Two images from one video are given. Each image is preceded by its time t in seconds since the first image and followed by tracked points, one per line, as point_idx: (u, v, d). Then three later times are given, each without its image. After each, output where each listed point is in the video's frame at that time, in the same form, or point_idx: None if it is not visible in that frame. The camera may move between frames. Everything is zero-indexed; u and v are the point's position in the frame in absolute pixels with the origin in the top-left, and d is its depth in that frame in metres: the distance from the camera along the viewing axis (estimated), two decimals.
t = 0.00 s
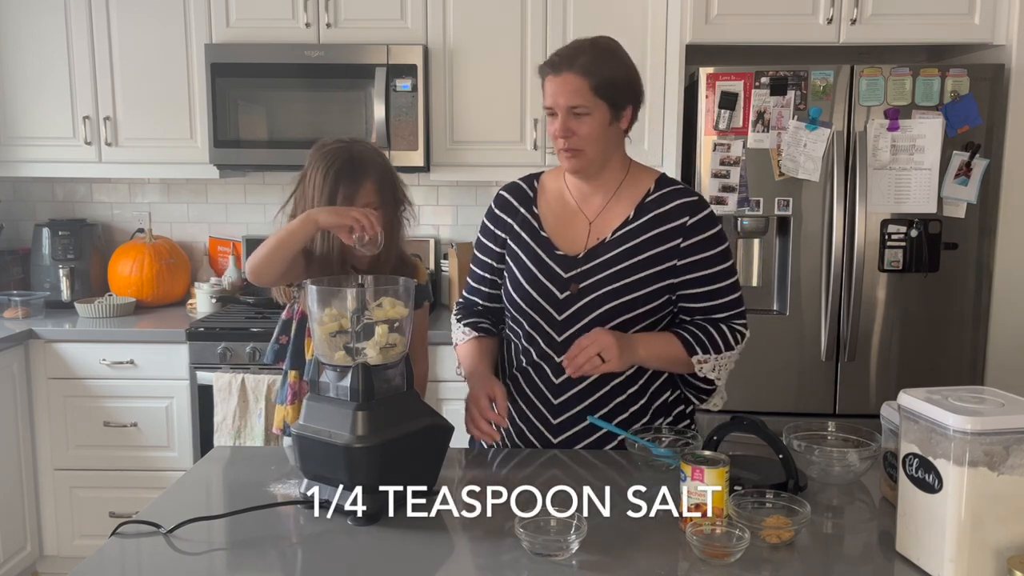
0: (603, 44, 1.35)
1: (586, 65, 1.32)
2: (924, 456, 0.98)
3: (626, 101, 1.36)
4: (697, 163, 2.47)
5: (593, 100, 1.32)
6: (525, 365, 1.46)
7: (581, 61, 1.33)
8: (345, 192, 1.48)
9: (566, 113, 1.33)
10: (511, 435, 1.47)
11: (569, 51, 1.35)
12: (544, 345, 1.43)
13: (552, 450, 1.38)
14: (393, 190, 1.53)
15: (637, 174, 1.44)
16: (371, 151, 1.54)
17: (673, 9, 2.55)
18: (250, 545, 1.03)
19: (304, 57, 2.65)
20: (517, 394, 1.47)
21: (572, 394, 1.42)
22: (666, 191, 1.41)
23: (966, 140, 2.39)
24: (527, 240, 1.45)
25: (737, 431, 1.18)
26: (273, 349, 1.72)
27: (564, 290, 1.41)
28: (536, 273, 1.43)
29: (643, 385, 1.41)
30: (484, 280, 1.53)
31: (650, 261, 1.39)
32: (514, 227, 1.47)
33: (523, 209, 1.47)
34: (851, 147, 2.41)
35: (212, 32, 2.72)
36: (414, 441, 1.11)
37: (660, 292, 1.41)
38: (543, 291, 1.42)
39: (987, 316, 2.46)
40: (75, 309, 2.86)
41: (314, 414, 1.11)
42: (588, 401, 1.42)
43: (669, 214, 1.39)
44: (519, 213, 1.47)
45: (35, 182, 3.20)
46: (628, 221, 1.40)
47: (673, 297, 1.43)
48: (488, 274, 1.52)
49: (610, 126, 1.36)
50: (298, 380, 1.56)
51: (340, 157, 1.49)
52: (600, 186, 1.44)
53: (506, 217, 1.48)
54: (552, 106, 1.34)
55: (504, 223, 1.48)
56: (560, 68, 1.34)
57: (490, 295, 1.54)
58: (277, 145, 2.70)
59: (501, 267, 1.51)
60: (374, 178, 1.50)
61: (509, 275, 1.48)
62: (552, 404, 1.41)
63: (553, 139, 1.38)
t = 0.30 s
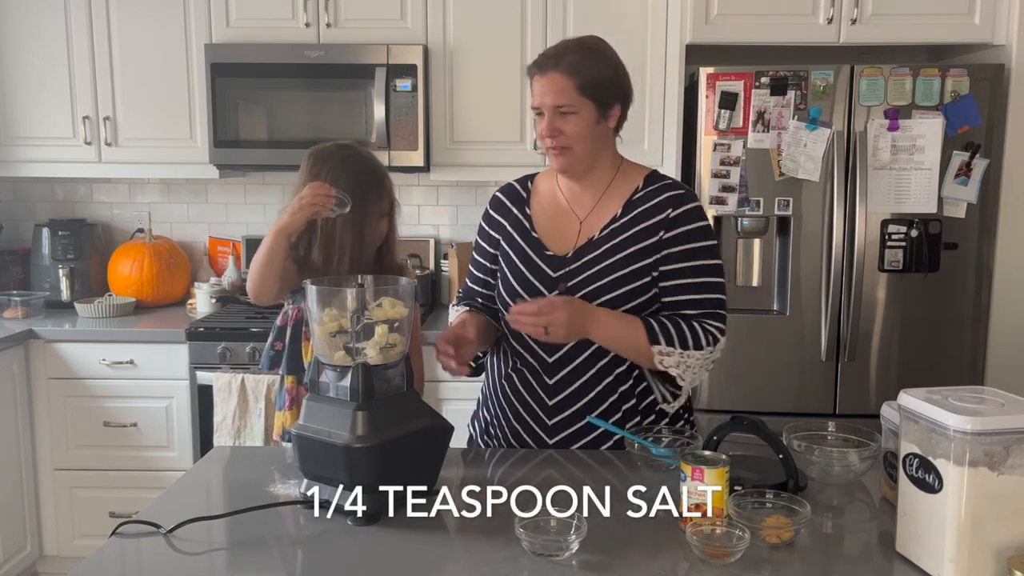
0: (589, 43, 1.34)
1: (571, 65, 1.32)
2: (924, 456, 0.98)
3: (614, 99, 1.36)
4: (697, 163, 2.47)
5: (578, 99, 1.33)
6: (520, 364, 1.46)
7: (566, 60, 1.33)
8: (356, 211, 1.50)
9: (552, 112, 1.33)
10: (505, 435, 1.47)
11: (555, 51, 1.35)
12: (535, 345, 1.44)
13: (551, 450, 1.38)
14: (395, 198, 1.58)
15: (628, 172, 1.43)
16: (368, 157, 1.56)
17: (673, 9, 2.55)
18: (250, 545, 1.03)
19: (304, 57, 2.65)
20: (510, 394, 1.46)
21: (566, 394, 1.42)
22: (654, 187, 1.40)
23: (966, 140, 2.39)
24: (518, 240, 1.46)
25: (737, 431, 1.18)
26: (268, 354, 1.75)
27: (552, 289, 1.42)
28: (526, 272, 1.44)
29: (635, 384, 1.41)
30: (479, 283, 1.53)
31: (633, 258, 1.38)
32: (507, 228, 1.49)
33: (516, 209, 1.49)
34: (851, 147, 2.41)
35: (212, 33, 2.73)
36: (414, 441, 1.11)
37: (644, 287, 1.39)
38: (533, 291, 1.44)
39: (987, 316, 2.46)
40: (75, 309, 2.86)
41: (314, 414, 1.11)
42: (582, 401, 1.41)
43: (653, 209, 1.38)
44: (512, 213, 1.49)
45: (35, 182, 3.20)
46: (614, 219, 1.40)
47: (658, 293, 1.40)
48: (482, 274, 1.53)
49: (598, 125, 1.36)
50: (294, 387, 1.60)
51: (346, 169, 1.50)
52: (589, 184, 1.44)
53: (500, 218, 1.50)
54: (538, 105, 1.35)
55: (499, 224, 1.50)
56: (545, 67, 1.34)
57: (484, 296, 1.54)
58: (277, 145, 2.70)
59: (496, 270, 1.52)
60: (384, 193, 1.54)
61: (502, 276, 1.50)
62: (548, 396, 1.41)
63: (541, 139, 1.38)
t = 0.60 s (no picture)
0: (579, 43, 1.33)
1: (561, 66, 1.32)
2: (924, 456, 0.98)
3: (605, 99, 1.35)
4: (697, 163, 2.47)
5: (567, 100, 1.32)
6: (518, 365, 1.47)
7: (556, 60, 1.32)
8: (358, 212, 1.48)
9: (542, 113, 1.33)
10: (505, 435, 1.48)
11: (546, 52, 1.35)
12: (531, 346, 1.44)
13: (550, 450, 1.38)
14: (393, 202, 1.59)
15: (621, 171, 1.42)
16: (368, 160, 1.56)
17: (673, 9, 2.55)
18: (250, 545, 1.03)
19: (304, 57, 2.65)
20: (509, 394, 1.47)
21: (563, 395, 1.42)
22: (643, 184, 1.38)
23: (966, 140, 2.39)
24: (514, 241, 1.48)
25: (736, 431, 1.18)
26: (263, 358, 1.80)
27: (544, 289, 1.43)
28: (518, 272, 1.45)
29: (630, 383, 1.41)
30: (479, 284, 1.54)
31: (615, 255, 1.37)
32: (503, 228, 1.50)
33: (513, 210, 1.50)
34: (851, 147, 2.41)
35: (212, 33, 2.73)
36: (414, 440, 1.11)
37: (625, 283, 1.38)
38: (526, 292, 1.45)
39: (987, 316, 2.46)
40: (75, 309, 2.85)
41: (314, 414, 1.11)
42: (580, 401, 1.41)
43: (634, 205, 1.36)
44: (509, 213, 1.50)
45: (35, 182, 3.20)
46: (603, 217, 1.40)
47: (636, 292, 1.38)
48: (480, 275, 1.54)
49: (589, 125, 1.36)
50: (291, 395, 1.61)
51: (347, 168, 1.49)
52: (581, 183, 1.44)
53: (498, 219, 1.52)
54: (529, 106, 1.35)
55: (497, 225, 1.52)
56: (535, 69, 1.34)
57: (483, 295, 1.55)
58: (277, 145, 2.70)
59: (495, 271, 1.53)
60: (385, 195, 1.53)
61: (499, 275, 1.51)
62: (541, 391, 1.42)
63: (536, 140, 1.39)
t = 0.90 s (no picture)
0: (567, 46, 1.32)
1: (548, 73, 1.31)
2: (924, 456, 0.98)
3: (596, 102, 1.34)
4: (697, 163, 2.47)
5: (557, 108, 1.32)
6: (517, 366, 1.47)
7: (544, 67, 1.32)
8: (344, 212, 1.46)
9: (532, 122, 1.34)
10: (505, 435, 1.48)
11: (534, 58, 1.34)
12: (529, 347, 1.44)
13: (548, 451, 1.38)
14: (390, 201, 1.56)
15: (617, 171, 1.42)
16: (364, 159, 1.55)
17: (673, 8, 2.55)
18: (250, 545, 1.03)
19: (304, 57, 2.65)
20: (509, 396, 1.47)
21: (562, 397, 1.42)
22: (639, 184, 1.38)
23: (966, 140, 2.39)
24: (512, 243, 1.48)
25: (736, 431, 1.18)
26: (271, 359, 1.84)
27: (541, 292, 1.44)
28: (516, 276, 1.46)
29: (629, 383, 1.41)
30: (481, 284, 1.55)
31: (615, 257, 1.37)
32: (501, 230, 1.50)
33: (511, 211, 1.50)
34: (851, 147, 2.41)
35: (213, 33, 2.73)
36: (414, 440, 1.11)
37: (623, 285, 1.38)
38: (524, 295, 1.46)
39: (987, 316, 2.46)
40: (75, 309, 2.85)
41: (314, 414, 1.11)
42: (579, 402, 1.41)
43: (632, 205, 1.36)
44: (508, 215, 1.50)
45: (35, 182, 3.20)
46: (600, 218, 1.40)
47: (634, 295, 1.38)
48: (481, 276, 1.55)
49: (581, 130, 1.36)
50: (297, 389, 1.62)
51: (337, 168, 1.48)
52: (576, 186, 1.44)
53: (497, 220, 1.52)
54: (519, 115, 1.35)
55: (496, 226, 1.52)
56: (523, 77, 1.33)
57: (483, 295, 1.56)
58: (277, 145, 2.70)
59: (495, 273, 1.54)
60: (375, 194, 1.50)
61: (498, 277, 1.52)
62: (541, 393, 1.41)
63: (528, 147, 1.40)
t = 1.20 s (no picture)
0: (562, 50, 1.31)
1: (547, 78, 1.29)
2: (924, 456, 0.98)
3: (592, 107, 1.34)
4: (697, 163, 2.47)
5: (558, 115, 1.31)
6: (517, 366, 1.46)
7: (542, 73, 1.30)
8: (342, 213, 1.43)
9: (534, 130, 1.32)
10: (504, 434, 1.49)
11: (531, 63, 1.32)
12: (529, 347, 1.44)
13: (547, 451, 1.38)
14: (392, 203, 1.52)
15: (613, 172, 1.43)
16: (367, 159, 1.51)
17: (673, 8, 2.55)
18: (250, 545, 1.03)
19: (304, 57, 2.65)
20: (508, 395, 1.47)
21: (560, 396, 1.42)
22: (635, 184, 1.39)
23: (966, 140, 2.39)
24: (508, 244, 1.47)
25: (736, 431, 1.18)
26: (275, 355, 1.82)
27: (539, 291, 1.43)
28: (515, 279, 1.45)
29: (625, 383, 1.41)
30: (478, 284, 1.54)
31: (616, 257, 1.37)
32: (498, 232, 1.49)
33: (507, 213, 1.50)
34: (851, 147, 2.41)
35: (212, 34, 2.72)
36: (414, 440, 1.11)
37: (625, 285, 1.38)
38: (522, 295, 1.45)
39: (987, 316, 2.46)
40: (75, 309, 2.85)
41: (314, 414, 1.11)
42: (578, 402, 1.41)
43: (631, 205, 1.37)
44: (504, 217, 1.50)
45: (35, 182, 3.20)
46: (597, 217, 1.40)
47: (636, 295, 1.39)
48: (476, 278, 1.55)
49: (580, 135, 1.35)
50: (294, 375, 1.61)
51: (337, 168, 1.45)
52: (573, 188, 1.44)
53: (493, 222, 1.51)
54: (518, 123, 1.33)
55: (490, 227, 1.51)
56: (522, 84, 1.31)
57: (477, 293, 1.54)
58: (277, 145, 2.70)
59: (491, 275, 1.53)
60: (375, 195, 1.47)
61: (496, 279, 1.50)
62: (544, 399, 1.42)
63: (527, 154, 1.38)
